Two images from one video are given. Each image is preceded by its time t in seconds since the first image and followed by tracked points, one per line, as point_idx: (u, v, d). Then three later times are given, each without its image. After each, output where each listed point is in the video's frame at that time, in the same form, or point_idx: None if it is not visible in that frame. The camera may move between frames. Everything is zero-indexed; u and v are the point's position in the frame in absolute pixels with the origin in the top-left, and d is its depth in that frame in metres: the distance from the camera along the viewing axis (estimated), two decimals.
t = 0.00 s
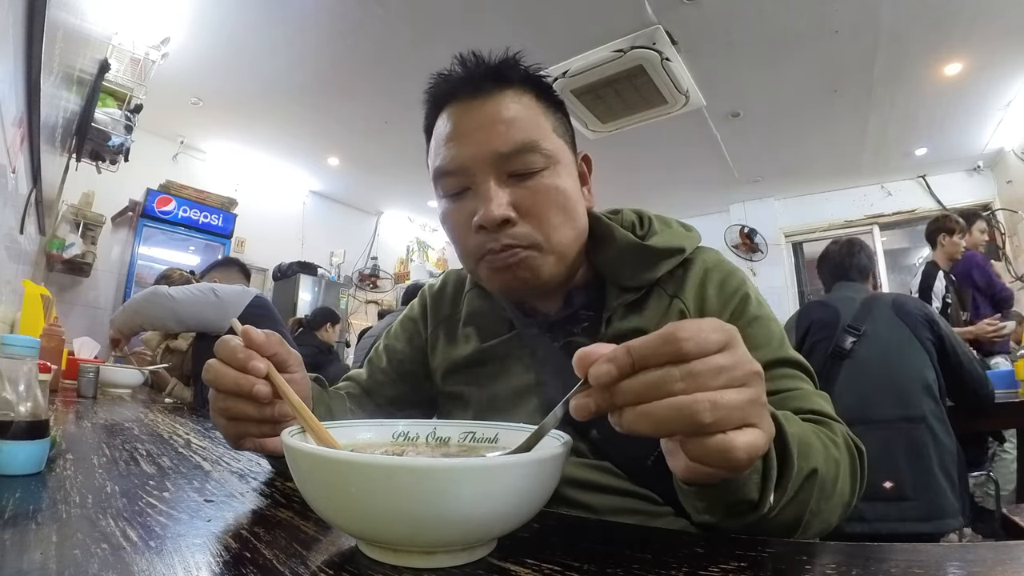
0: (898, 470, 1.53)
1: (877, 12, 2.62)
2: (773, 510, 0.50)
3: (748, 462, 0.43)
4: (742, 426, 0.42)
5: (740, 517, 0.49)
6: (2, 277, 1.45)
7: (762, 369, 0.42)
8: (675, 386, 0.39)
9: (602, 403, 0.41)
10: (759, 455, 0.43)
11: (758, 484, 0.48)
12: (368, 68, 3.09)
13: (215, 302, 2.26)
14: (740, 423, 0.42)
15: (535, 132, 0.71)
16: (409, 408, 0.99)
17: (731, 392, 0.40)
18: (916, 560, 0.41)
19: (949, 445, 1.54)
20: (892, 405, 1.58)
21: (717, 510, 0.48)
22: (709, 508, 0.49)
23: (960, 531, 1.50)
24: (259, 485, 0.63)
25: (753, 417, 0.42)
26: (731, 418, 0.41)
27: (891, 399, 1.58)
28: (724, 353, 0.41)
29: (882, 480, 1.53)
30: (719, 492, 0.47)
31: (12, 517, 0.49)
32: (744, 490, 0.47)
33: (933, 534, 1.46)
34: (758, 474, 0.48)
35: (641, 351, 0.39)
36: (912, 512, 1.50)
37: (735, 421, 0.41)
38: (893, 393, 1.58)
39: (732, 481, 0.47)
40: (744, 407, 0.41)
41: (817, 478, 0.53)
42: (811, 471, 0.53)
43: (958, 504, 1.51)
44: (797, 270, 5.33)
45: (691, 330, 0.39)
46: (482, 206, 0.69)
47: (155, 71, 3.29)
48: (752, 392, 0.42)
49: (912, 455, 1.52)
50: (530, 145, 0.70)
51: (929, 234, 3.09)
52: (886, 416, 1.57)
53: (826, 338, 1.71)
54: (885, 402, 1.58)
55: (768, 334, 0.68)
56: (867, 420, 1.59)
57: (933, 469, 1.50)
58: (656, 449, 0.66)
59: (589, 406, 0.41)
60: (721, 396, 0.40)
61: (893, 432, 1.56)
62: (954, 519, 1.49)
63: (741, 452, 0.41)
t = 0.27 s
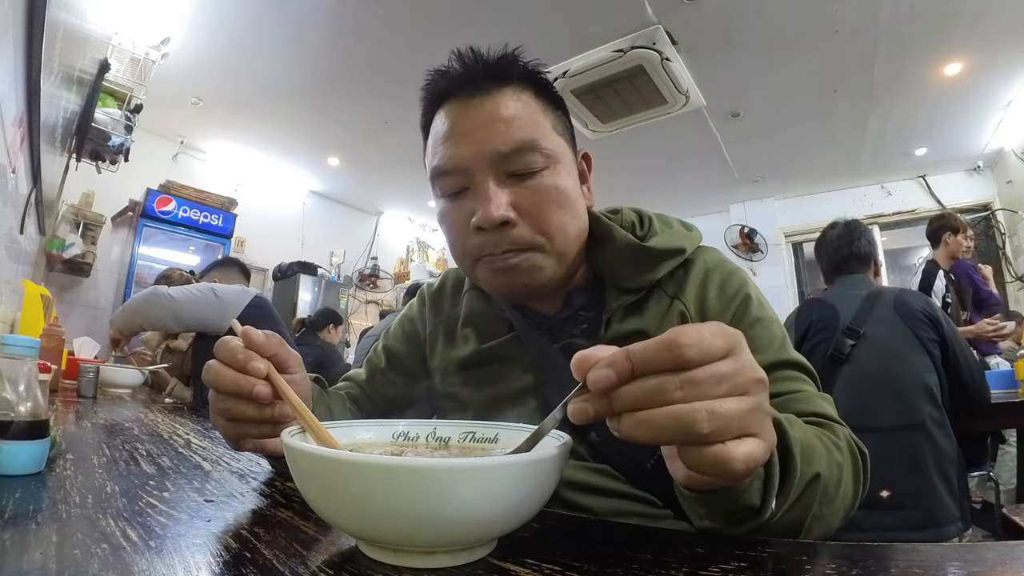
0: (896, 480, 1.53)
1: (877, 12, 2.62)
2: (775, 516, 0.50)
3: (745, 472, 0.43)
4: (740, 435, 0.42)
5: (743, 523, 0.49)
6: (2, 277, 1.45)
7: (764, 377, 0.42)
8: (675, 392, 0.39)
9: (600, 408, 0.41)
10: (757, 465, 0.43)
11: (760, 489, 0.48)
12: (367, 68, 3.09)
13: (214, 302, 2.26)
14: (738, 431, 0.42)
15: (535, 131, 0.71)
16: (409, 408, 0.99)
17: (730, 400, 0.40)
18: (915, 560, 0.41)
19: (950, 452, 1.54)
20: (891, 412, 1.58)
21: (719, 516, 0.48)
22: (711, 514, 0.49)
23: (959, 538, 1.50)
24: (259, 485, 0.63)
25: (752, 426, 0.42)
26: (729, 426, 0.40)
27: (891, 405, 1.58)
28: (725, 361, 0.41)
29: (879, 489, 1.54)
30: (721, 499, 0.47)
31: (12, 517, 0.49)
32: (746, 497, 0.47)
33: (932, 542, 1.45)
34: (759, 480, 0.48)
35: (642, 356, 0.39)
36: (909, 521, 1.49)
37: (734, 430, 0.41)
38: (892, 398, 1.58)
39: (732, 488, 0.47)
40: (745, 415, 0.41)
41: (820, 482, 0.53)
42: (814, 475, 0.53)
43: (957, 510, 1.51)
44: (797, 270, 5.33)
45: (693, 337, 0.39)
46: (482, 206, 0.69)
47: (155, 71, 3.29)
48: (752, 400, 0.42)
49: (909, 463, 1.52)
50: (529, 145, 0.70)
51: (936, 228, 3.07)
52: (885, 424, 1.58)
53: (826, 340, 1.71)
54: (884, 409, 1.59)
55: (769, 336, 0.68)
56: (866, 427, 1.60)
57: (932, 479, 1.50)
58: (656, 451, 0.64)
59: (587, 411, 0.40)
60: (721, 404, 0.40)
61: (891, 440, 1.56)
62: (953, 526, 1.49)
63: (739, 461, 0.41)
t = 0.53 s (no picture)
0: (895, 485, 1.53)
1: (877, 12, 2.62)
2: (774, 498, 0.49)
3: (739, 435, 0.40)
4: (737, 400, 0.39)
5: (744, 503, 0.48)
6: (2, 277, 1.45)
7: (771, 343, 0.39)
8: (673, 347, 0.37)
9: (599, 357, 0.39)
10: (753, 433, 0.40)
11: (761, 469, 0.47)
12: (368, 69, 3.09)
13: (214, 302, 2.26)
14: (738, 396, 0.39)
15: (536, 129, 0.71)
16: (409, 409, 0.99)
17: (731, 361, 0.38)
18: (916, 560, 0.41)
19: (950, 455, 1.53)
20: (890, 416, 1.58)
21: (716, 493, 0.47)
22: (709, 490, 0.47)
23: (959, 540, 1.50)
24: (259, 485, 0.63)
25: (752, 391, 0.39)
26: (725, 388, 0.38)
27: (888, 408, 1.58)
28: (730, 320, 0.38)
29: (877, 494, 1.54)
30: (722, 478, 0.46)
31: (12, 517, 0.49)
32: (746, 474, 0.46)
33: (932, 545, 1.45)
34: (760, 457, 0.47)
35: (642, 308, 0.37)
36: (908, 525, 1.49)
37: (731, 392, 0.38)
38: (890, 401, 1.58)
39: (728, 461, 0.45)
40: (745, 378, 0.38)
41: (823, 470, 0.53)
42: (817, 462, 0.53)
43: (957, 513, 1.51)
44: (797, 270, 5.33)
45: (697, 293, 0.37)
46: (485, 206, 0.69)
47: (155, 71, 3.29)
48: (756, 364, 0.39)
49: (908, 468, 1.52)
50: (531, 143, 0.70)
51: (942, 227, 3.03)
52: (883, 429, 1.58)
53: (822, 342, 1.73)
54: (882, 412, 1.59)
55: (773, 332, 0.68)
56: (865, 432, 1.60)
57: (932, 482, 1.50)
58: (658, 454, 0.62)
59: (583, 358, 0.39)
60: (719, 364, 0.37)
61: (889, 445, 1.56)
62: (953, 528, 1.49)
63: (733, 425, 0.38)
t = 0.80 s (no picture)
0: (895, 486, 1.53)
1: (877, 12, 2.62)
2: (773, 484, 0.50)
3: (735, 398, 0.42)
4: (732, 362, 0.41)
5: (742, 485, 0.49)
6: (2, 277, 1.45)
7: (768, 311, 0.42)
8: (671, 307, 0.40)
9: (599, 318, 0.42)
10: (748, 397, 0.42)
11: (759, 451, 0.48)
12: (368, 68, 3.09)
13: (214, 303, 2.26)
14: (733, 357, 0.41)
15: (536, 126, 0.71)
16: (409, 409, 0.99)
17: (726, 322, 0.41)
18: (916, 560, 0.41)
19: (950, 456, 1.53)
20: (890, 417, 1.58)
21: (714, 473, 0.48)
22: (707, 470, 0.48)
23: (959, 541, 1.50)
24: (259, 485, 0.63)
25: (746, 354, 0.42)
26: (721, 348, 0.40)
27: (889, 409, 1.58)
28: (728, 287, 0.42)
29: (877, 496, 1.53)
30: (722, 460, 0.47)
31: (12, 517, 0.49)
32: (744, 455, 0.47)
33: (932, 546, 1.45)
34: (759, 440, 0.48)
35: (642, 269, 0.40)
36: (908, 527, 1.49)
37: (726, 352, 0.41)
38: (890, 401, 1.58)
39: (726, 439, 0.46)
40: (741, 340, 0.41)
41: (823, 462, 0.54)
42: (818, 453, 0.53)
43: (957, 514, 1.51)
44: (797, 270, 5.34)
45: (695, 259, 0.41)
46: (477, 201, 0.69)
47: (155, 71, 3.29)
48: (751, 329, 0.42)
49: (908, 469, 1.52)
50: (529, 140, 0.70)
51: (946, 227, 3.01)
52: (883, 430, 1.58)
53: (822, 342, 1.74)
54: (882, 414, 1.59)
55: (778, 332, 0.69)
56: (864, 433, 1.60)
57: (932, 483, 1.49)
58: (658, 457, 0.63)
59: (585, 318, 0.42)
60: (715, 323, 0.40)
61: (890, 447, 1.56)
62: (953, 529, 1.49)
63: (728, 384, 0.40)
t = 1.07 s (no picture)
0: (896, 487, 1.53)
1: (877, 12, 2.62)
2: (775, 480, 0.50)
3: (738, 383, 0.41)
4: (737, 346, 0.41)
5: (742, 480, 0.49)
6: (2, 277, 1.45)
7: (773, 299, 0.43)
8: (676, 289, 0.41)
9: (604, 301, 0.44)
10: (752, 383, 0.42)
11: (761, 446, 0.48)
12: (368, 68, 3.10)
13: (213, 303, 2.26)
14: (738, 342, 0.41)
15: (537, 122, 0.71)
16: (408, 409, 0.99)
17: (730, 305, 0.41)
18: (916, 560, 0.41)
19: (951, 457, 1.53)
20: (892, 418, 1.57)
21: (715, 466, 0.48)
22: (709, 462, 0.47)
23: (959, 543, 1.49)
24: (259, 485, 0.63)
25: (752, 341, 0.42)
26: (725, 331, 0.41)
27: (890, 409, 1.58)
28: (734, 273, 0.42)
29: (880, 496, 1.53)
30: (724, 454, 0.47)
31: (12, 517, 0.49)
32: (746, 448, 0.47)
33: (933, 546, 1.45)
34: (761, 434, 0.48)
35: (648, 252, 0.42)
36: (909, 528, 1.48)
37: (730, 336, 0.41)
38: (892, 401, 1.58)
39: (729, 429, 0.46)
40: (745, 325, 0.41)
41: (826, 460, 0.54)
42: (820, 451, 0.54)
43: (957, 516, 1.51)
44: (797, 270, 5.34)
45: (701, 246, 0.42)
46: (480, 198, 0.68)
47: (155, 71, 3.29)
48: (756, 316, 0.42)
49: (910, 470, 1.52)
50: (531, 136, 0.70)
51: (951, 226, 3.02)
52: (885, 431, 1.57)
53: (824, 341, 1.73)
54: (884, 414, 1.58)
55: (783, 335, 0.68)
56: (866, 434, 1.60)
57: (932, 484, 1.50)
58: (657, 463, 0.62)
59: (590, 301, 0.44)
60: (719, 305, 0.41)
61: (891, 447, 1.56)
62: (953, 531, 1.49)
63: (731, 366, 0.40)
